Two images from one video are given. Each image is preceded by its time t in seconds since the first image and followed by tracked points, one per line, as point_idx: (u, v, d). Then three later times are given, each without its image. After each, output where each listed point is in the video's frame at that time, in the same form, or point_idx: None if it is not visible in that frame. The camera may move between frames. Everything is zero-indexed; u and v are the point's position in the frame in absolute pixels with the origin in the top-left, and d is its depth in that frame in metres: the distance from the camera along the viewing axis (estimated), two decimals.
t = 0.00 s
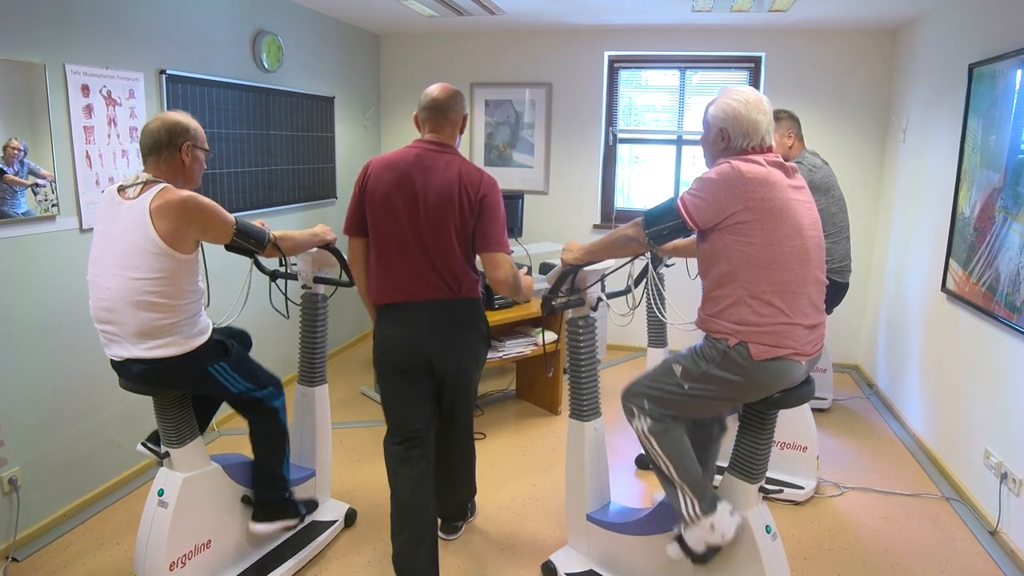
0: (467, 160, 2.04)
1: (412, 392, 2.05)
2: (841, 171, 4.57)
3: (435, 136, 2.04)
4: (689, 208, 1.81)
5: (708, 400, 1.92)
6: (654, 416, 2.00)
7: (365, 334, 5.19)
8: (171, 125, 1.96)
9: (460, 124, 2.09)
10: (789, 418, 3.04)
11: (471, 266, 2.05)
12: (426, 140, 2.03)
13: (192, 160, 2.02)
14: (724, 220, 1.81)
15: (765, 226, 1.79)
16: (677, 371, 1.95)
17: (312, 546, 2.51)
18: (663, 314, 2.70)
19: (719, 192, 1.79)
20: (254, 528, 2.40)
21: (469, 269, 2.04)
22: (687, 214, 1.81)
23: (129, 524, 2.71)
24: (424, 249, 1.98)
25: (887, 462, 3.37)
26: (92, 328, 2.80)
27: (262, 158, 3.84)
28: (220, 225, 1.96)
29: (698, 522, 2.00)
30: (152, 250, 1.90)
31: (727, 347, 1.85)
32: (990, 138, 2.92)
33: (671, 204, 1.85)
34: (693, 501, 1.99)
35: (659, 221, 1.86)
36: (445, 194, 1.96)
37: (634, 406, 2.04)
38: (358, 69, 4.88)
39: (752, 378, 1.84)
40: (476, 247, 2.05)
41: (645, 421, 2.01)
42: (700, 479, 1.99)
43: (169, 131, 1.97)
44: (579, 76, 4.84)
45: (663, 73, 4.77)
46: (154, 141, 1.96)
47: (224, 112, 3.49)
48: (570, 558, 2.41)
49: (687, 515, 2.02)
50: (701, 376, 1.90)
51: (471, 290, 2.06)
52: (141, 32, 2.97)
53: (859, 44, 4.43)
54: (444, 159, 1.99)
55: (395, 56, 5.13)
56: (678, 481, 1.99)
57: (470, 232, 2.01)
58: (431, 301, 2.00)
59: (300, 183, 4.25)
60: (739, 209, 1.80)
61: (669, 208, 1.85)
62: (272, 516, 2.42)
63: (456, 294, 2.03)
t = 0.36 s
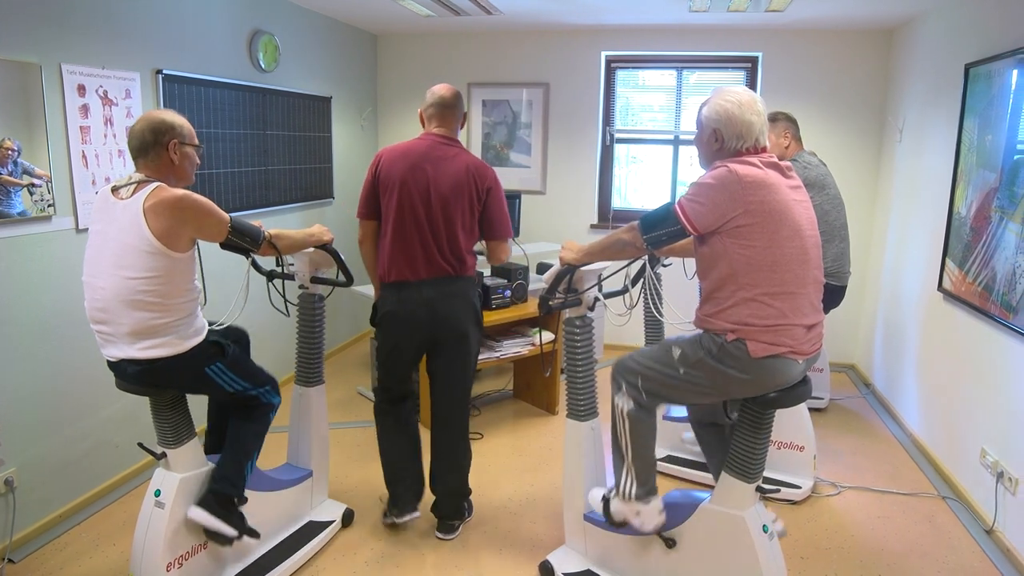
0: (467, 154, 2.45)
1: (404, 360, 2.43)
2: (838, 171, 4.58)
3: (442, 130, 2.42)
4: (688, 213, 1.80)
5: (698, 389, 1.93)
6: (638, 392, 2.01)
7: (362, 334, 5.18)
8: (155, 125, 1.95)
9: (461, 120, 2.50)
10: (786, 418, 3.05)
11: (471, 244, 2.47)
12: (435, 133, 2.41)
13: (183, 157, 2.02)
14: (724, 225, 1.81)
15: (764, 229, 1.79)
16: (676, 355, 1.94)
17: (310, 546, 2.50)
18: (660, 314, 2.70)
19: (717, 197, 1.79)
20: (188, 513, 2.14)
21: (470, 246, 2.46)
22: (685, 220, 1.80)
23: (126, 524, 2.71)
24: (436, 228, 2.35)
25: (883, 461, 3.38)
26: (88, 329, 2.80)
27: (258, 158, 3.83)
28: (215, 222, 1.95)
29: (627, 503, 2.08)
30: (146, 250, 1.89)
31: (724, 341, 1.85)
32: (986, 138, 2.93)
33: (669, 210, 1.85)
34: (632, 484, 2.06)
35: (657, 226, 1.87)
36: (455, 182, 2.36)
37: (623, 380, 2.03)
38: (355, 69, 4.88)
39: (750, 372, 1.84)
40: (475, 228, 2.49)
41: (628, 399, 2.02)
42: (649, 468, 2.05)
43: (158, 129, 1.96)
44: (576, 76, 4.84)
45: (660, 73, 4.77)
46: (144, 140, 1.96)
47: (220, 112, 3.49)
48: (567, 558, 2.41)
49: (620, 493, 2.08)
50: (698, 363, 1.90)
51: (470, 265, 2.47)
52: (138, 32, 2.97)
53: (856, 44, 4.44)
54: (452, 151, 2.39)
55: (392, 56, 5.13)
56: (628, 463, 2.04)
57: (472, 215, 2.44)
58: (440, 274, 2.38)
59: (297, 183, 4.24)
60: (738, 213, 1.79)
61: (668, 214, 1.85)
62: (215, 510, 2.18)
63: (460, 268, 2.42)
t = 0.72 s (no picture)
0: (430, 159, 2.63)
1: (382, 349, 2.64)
2: (834, 171, 4.59)
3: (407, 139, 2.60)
4: (682, 206, 1.82)
5: (718, 420, 1.91)
6: (678, 461, 1.97)
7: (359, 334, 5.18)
8: (165, 125, 1.95)
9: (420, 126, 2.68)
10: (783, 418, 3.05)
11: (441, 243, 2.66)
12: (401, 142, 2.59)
13: (186, 160, 2.02)
14: (718, 219, 1.82)
15: (758, 225, 1.80)
16: (684, 397, 1.95)
17: (307, 546, 2.50)
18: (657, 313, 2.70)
19: (713, 190, 1.80)
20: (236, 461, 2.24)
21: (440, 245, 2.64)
22: (680, 212, 1.82)
23: (123, 525, 2.70)
24: (410, 231, 2.53)
25: (880, 461, 3.39)
26: (84, 329, 2.79)
27: (255, 158, 3.82)
28: (217, 226, 1.95)
29: None
30: (144, 251, 1.89)
31: (720, 355, 1.86)
32: (982, 138, 2.94)
33: (665, 203, 1.85)
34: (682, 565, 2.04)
35: (653, 220, 1.87)
36: (425, 186, 2.55)
37: (662, 457, 2.00)
38: (353, 69, 4.87)
39: (746, 382, 1.84)
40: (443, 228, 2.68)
41: (674, 471, 1.97)
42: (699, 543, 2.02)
43: (163, 130, 1.95)
44: (573, 76, 4.84)
45: (657, 73, 4.77)
46: (148, 140, 1.95)
47: (217, 112, 3.48)
48: (565, 558, 2.41)
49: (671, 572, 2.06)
50: (705, 393, 1.90)
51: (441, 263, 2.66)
52: (135, 32, 2.96)
53: (852, 44, 4.45)
54: (418, 158, 2.57)
55: (389, 56, 5.12)
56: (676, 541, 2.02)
57: (441, 216, 2.62)
58: (416, 273, 2.55)
59: (294, 183, 4.24)
60: (732, 208, 1.80)
61: (664, 207, 1.85)
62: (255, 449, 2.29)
63: (433, 267, 2.60)
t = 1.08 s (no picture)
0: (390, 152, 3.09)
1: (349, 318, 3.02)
2: (831, 171, 4.60)
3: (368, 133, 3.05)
4: (682, 213, 1.81)
5: (692, 381, 1.92)
6: (633, 379, 1.99)
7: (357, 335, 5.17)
8: (157, 125, 1.95)
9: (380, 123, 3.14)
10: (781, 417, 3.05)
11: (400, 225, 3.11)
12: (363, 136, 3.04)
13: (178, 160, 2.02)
14: (719, 225, 1.82)
15: (758, 228, 1.80)
16: (670, 347, 1.92)
17: (305, 546, 2.50)
18: (655, 313, 2.70)
19: (710, 199, 1.80)
20: (238, 538, 2.32)
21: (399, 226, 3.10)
22: (680, 220, 1.81)
23: (120, 526, 2.70)
24: (373, 213, 2.98)
25: (877, 460, 3.39)
26: (81, 330, 2.78)
27: (253, 158, 3.82)
28: (211, 224, 1.95)
29: (671, 484, 1.99)
30: (141, 251, 1.89)
31: (721, 337, 1.85)
32: (979, 138, 2.94)
33: (663, 208, 1.85)
34: (666, 462, 1.98)
35: (651, 225, 1.87)
36: (385, 175, 3.00)
37: (616, 367, 2.01)
38: (350, 69, 4.87)
39: (743, 369, 1.85)
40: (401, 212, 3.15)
41: (625, 382, 1.99)
42: (675, 440, 1.99)
43: (154, 131, 1.95)
44: (571, 76, 4.84)
45: (655, 73, 4.77)
46: (138, 141, 1.95)
47: (214, 112, 3.48)
48: (563, 559, 2.40)
49: (659, 476, 2.01)
50: (694, 359, 1.89)
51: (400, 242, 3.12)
52: (132, 31, 2.96)
53: (849, 44, 4.45)
54: (379, 150, 3.02)
55: (387, 56, 5.12)
56: (650, 440, 1.99)
57: (399, 201, 3.08)
58: (379, 250, 3.01)
59: (291, 183, 4.23)
60: (732, 213, 1.80)
61: (662, 212, 1.85)
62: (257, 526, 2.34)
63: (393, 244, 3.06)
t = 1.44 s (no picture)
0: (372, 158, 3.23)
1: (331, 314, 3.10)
2: (828, 171, 4.60)
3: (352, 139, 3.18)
4: (679, 210, 1.82)
5: (699, 407, 1.91)
6: (645, 435, 1.97)
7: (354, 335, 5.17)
8: (154, 125, 1.95)
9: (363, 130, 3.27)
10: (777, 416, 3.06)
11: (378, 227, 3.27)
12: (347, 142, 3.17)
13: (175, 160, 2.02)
14: (715, 223, 1.82)
15: (754, 227, 1.80)
16: (669, 381, 1.94)
17: (302, 546, 2.50)
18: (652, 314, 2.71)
19: (708, 195, 1.80)
20: (177, 502, 2.12)
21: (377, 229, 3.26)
22: (677, 218, 1.81)
23: (117, 527, 2.69)
24: (354, 216, 3.12)
25: (874, 460, 3.40)
26: (77, 330, 2.78)
27: (249, 158, 3.82)
28: (206, 224, 1.94)
29: (622, 542, 2.08)
30: (137, 252, 1.88)
31: (714, 349, 1.86)
32: (975, 138, 2.95)
33: (661, 208, 1.85)
34: (627, 527, 2.05)
35: (649, 225, 1.87)
36: (368, 181, 3.15)
37: (628, 426, 2.01)
38: (347, 69, 4.86)
39: (741, 377, 1.84)
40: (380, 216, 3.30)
41: (638, 442, 1.98)
42: (646, 513, 2.03)
43: (152, 131, 1.95)
44: (568, 76, 4.84)
45: (652, 73, 4.78)
46: (136, 141, 1.94)
47: (211, 111, 3.47)
48: (560, 559, 2.40)
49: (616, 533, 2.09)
50: (693, 380, 1.89)
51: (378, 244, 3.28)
52: (128, 31, 2.95)
53: (846, 44, 4.46)
54: (363, 157, 3.16)
55: (384, 56, 5.12)
56: (626, 506, 2.03)
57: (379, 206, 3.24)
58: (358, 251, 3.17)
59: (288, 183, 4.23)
60: (729, 211, 1.80)
61: (658, 213, 1.86)
62: (203, 497, 2.15)
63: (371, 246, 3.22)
